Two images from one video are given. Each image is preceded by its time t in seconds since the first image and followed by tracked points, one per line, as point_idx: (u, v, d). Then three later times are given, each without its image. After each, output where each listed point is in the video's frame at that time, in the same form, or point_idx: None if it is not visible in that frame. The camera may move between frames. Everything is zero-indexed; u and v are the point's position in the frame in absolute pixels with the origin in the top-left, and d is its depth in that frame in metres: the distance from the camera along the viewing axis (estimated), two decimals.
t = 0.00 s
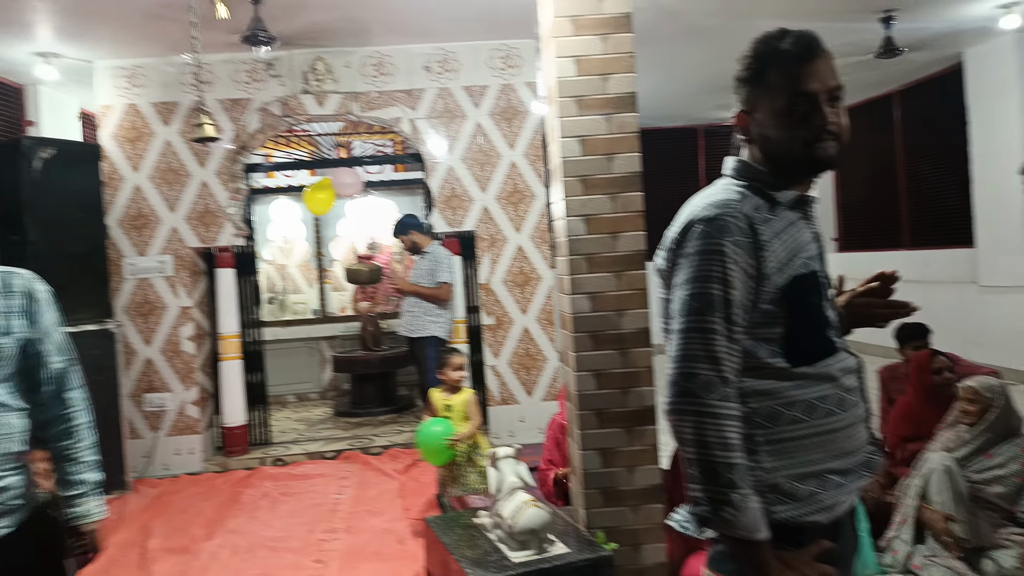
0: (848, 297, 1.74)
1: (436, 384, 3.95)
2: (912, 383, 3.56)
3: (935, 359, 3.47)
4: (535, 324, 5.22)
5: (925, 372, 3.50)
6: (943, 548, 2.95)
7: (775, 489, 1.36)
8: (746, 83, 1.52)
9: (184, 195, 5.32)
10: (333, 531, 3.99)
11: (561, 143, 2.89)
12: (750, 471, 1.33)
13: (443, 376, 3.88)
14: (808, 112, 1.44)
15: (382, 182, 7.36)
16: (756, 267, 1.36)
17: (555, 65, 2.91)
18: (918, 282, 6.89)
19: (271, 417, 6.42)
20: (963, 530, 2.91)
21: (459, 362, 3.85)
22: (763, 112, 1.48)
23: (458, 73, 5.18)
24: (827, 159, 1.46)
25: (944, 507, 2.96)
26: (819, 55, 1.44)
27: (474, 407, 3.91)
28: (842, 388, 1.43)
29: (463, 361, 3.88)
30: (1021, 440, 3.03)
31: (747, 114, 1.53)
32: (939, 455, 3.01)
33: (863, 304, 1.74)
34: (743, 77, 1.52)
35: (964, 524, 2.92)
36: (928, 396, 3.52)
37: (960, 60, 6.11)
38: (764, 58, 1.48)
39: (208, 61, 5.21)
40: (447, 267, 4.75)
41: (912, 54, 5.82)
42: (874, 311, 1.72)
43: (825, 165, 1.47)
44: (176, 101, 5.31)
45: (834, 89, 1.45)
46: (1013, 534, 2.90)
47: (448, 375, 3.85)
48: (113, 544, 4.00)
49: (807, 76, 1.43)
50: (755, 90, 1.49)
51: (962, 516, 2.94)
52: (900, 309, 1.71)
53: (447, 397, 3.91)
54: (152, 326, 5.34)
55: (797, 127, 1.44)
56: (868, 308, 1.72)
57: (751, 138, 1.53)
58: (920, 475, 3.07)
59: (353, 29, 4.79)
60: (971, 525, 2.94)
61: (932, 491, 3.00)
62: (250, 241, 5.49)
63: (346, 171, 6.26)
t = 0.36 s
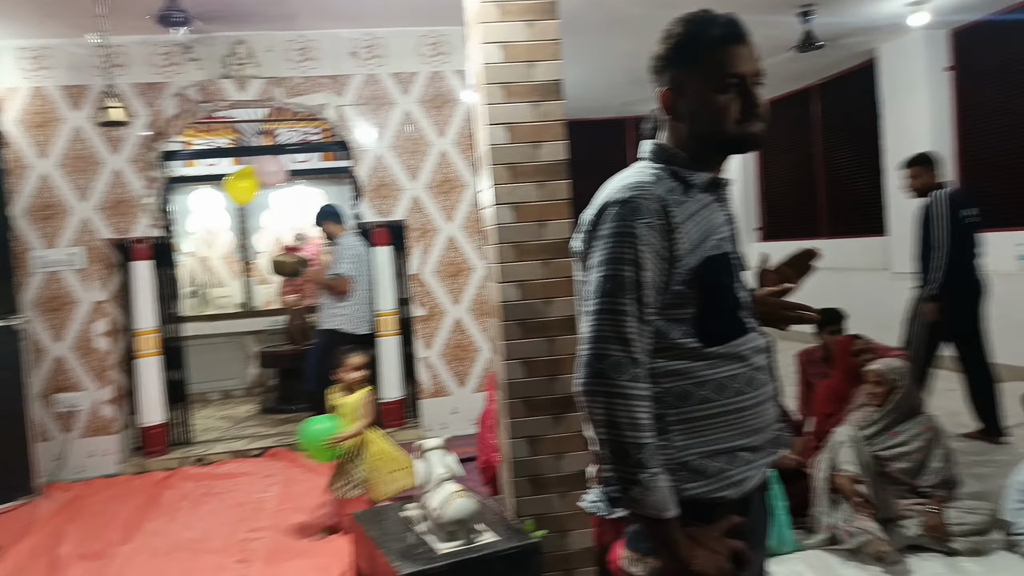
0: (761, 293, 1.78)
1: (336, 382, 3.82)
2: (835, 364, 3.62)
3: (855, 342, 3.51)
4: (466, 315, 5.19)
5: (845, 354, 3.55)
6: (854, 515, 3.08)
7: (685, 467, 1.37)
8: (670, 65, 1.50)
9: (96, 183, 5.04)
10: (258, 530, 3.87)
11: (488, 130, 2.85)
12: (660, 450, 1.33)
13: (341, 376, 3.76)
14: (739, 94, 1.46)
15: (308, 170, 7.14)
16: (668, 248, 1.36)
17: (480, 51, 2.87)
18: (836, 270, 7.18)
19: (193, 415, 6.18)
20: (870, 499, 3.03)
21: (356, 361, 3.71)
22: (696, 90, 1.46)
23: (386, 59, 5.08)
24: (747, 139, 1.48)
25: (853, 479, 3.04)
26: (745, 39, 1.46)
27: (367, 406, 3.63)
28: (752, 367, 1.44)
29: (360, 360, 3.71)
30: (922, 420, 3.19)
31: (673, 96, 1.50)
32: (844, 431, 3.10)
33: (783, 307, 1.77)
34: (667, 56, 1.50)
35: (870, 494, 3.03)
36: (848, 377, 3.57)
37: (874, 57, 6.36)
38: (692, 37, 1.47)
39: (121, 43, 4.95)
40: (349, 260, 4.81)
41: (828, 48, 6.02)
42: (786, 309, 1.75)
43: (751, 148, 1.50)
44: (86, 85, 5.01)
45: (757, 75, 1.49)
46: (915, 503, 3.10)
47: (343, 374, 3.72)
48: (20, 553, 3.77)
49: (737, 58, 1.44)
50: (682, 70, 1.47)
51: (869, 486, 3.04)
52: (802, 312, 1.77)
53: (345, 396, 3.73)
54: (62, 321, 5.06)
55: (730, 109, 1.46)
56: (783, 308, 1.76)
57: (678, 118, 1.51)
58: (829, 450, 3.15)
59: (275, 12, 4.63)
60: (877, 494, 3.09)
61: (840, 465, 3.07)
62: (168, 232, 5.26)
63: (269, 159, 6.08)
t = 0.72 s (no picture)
0: (685, 300, 1.80)
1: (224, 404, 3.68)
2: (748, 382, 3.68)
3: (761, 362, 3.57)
4: (400, 334, 5.11)
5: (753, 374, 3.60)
6: (784, 527, 3.07)
7: (609, 480, 1.36)
8: (606, 74, 1.48)
9: (6, 198, 4.77)
10: (177, 560, 3.68)
11: (418, 146, 2.83)
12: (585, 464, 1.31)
13: (229, 397, 3.62)
14: (672, 110, 1.50)
15: (234, 187, 6.99)
16: (592, 261, 1.34)
17: (409, 68, 2.86)
18: (762, 289, 7.41)
19: (110, 443, 5.86)
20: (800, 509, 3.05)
21: (249, 383, 3.61)
22: (642, 102, 1.47)
23: (317, 76, 5.01)
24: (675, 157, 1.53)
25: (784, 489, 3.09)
26: (677, 58, 1.51)
27: (255, 431, 3.56)
28: (674, 379, 1.44)
29: (254, 382, 3.62)
30: (846, 438, 3.31)
31: (614, 104, 1.48)
32: (775, 444, 3.17)
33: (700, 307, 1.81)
34: (604, 66, 1.49)
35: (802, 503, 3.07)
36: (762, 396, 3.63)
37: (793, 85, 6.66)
38: (629, 48, 1.48)
39: (35, 52, 4.73)
40: (235, 279, 4.55)
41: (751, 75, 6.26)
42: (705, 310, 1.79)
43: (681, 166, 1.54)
44: None
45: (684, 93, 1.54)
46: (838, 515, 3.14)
47: (233, 395, 3.59)
48: None
49: (669, 76, 1.49)
50: (627, 79, 1.47)
51: (801, 497, 3.09)
52: (724, 310, 1.81)
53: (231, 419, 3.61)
54: None
55: (666, 124, 1.49)
56: (704, 309, 1.79)
57: (611, 130, 1.51)
58: (760, 465, 3.18)
59: (202, 26, 4.51)
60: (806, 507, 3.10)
61: (771, 477, 3.12)
62: (84, 250, 5.00)
63: (194, 175, 5.90)
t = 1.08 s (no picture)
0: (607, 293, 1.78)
1: (110, 405, 3.53)
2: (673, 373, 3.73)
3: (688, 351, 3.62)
4: (332, 328, 5.00)
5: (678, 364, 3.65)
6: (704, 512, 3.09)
7: (533, 467, 1.29)
8: (541, 54, 1.36)
9: None
10: (95, 567, 3.50)
11: (342, 134, 2.76)
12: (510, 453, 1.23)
13: (116, 396, 3.49)
14: (602, 99, 1.42)
15: (156, 178, 6.69)
16: (515, 246, 1.27)
17: (332, 53, 2.78)
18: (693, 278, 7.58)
19: (24, 448, 5.56)
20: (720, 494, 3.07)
21: (136, 380, 3.48)
22: (576, 85, 1.36)
23: (241, 62, 4.84)
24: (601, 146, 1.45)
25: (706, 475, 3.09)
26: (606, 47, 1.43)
27: (153, 427, 3.49)
28: (594, 363, 1.40)
29: (142, 380, 3.50)
30: (769, 423, 3.38)
31: (553, 83, 1.36)
32: (702, 432, 3.17)
33: (619, 300, 1.80)
34: (537, 43, 1.36)
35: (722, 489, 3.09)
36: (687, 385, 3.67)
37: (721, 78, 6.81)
38: (563, 33, 1.37)
39: None
40: (126, 268, 4.85)
41: (681, 67, 6.35)
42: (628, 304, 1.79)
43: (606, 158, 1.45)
44: None
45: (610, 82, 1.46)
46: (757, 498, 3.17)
47: (120, 396, 3.46)
48: None
49: (600, 65, 1.40)
50: (564, 60, 1.36)
51: (723, 483, 3.10)
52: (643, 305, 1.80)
53: (121, 419, 3.49)
54: None
55: (593, 112, 1.40)
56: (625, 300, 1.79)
57: (545, 112, 1.38)
58: (684, 453, 3.16)
59: (116, 8, 4.29)
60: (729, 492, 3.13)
61: (694, 464, 3.12)
62: None
63: (111, 165, 5.65)
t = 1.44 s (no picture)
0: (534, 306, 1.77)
1: (13, 433, 3.34)
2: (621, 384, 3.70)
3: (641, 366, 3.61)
4: (264, 344, 4.85)
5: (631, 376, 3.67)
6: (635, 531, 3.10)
7: (446, 485, 1.24)
8: (461, 64, 1.35)
9: None
10: None
11: (268, 144, 2.70)
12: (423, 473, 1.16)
13: (19, 423, 3.30)
14: (520, 112, 1.40)
15: (82, 189, 6.43)
16: (432, 259, 1.20)
17: (258, 61, 2.72)
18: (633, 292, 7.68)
19: None
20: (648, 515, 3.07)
21: (41, 401, 3.31)
22: (495, 97, 1.35)
23: (170, 70, 4.69)
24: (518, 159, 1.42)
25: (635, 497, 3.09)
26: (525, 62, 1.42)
27: (69, 448, 3.36)
28: (512, 378, 1.36)
29: (47, 401, 3.32)
30: (704, 442, 3.22)
31: (471, 94, 1.35)
32: (633, 452, 3.14)
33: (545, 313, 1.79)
34: (459, 53, 1.35)
35: (651, 511, 3.08)
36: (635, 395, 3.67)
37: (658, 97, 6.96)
38: (480, 43, 1.36)
39: None
40: (54, 284, 4.73)
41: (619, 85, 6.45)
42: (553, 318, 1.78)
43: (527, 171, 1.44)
44: None
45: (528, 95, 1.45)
46: (689, 515, 3.13)
47: (24, 420, 3.27)
48: None
49: (520, 79, 1.39)
50: (484, 72, 1.35)
51: (651, 504, 3.09)
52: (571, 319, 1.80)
53: (32, 445, 3.31)
54: None
55: (513, 126, 1.38)
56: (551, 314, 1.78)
57: (461, 122, 1.37)
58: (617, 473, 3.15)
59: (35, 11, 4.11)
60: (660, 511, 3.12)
61: (624, 485, 3.11)
62: None
63: (31, 175, 5.42)
